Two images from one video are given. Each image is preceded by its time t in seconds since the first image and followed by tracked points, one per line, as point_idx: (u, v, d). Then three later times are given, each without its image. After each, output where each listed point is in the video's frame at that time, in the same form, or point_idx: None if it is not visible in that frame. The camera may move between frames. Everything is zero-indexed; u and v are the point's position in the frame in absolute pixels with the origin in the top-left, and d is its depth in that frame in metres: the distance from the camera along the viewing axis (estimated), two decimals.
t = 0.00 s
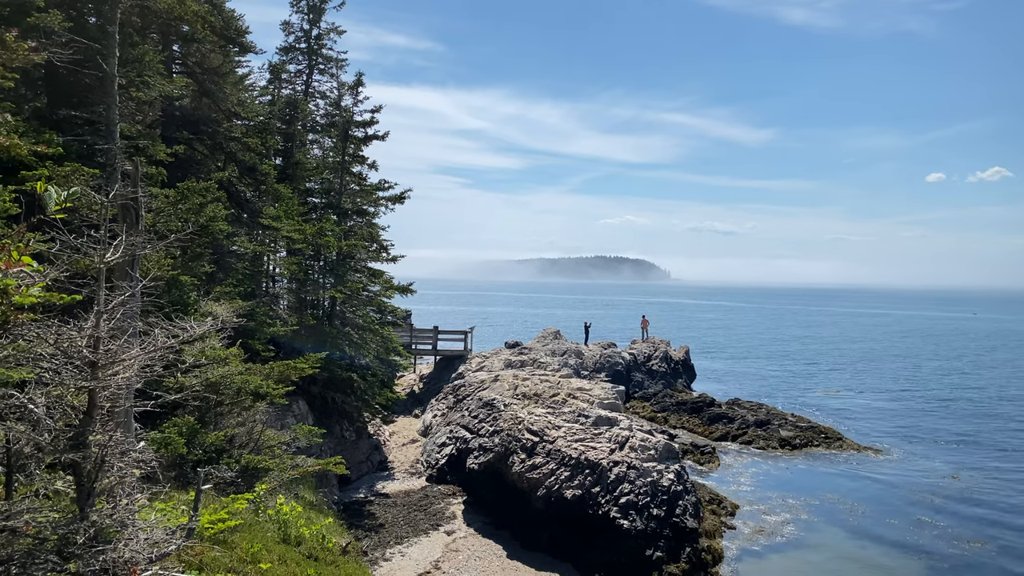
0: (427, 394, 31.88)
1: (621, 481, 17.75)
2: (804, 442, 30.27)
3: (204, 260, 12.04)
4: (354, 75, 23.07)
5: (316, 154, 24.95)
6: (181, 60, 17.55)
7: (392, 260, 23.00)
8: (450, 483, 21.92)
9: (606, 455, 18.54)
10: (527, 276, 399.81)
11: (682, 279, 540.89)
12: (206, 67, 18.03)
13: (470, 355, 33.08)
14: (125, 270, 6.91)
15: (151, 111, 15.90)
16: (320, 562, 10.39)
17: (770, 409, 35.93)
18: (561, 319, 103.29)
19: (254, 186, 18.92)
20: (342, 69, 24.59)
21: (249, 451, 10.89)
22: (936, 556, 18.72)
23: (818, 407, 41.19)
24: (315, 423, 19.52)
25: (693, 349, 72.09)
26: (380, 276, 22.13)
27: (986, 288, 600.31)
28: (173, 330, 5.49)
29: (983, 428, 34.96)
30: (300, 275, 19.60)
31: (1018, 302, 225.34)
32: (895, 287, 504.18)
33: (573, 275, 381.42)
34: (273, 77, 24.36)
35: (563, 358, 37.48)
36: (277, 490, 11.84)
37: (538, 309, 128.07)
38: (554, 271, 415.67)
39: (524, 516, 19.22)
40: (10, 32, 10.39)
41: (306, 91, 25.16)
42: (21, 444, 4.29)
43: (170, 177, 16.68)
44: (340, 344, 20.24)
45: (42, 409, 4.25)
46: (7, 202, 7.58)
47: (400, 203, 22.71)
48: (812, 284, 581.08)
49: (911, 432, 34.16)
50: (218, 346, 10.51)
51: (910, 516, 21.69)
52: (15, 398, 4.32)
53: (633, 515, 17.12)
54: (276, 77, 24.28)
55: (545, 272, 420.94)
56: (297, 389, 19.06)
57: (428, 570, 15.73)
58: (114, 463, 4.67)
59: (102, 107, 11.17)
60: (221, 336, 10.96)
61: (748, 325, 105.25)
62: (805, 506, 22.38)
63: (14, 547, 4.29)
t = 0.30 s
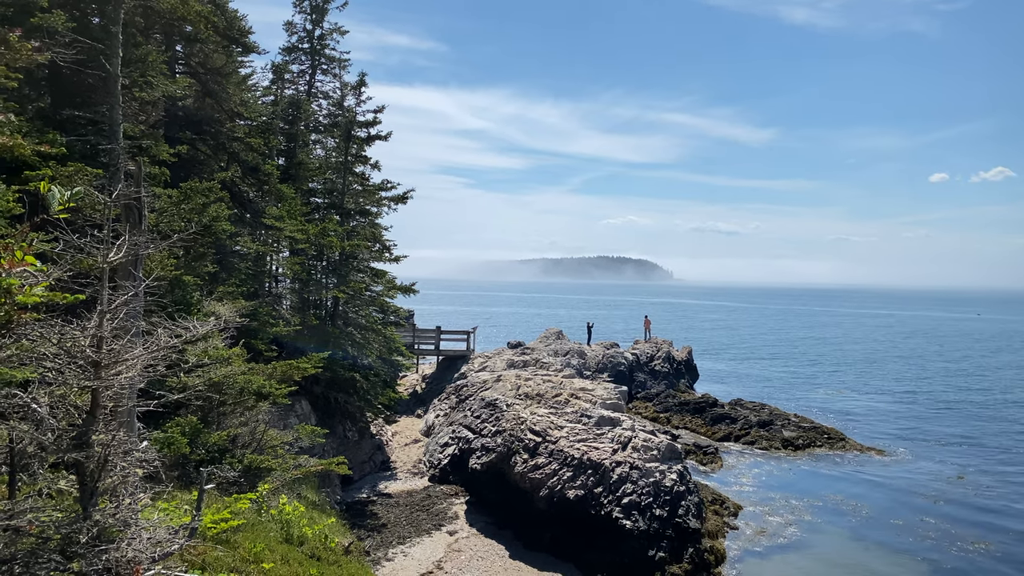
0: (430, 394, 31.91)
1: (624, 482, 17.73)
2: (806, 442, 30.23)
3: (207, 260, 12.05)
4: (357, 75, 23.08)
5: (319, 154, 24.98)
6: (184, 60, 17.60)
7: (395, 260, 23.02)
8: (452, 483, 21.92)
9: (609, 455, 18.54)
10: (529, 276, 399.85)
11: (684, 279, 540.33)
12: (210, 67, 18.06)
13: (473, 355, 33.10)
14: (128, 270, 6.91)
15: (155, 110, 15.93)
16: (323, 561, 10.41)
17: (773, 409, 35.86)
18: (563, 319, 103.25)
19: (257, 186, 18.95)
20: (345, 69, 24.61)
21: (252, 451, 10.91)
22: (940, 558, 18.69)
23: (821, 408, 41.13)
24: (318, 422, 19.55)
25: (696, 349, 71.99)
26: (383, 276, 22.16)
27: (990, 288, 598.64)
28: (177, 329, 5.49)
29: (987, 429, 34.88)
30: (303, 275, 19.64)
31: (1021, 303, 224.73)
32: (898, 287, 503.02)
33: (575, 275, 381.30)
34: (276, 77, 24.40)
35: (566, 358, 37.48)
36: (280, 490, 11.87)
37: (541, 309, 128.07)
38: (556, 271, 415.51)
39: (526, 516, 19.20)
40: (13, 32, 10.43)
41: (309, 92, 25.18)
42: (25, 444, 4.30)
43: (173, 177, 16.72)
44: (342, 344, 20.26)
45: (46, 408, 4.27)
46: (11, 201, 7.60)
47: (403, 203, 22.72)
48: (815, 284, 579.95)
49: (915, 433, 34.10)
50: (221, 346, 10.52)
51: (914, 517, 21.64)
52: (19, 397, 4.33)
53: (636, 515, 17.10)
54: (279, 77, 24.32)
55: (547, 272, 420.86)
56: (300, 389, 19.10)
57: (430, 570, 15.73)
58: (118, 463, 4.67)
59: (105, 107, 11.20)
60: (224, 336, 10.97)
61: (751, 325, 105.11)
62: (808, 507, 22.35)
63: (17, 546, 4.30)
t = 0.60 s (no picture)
0: (432, 395, 31.93)
1: (626, 482, 17.71)
2: (809, 442, 30.18)
3: (209, 260, 12.06)
4: (359, 76, 23.09)
5: (322, 154, 25.01)
6: (187, 61, 17.64)
7: (398, 260, 23.02)
8: (455, 483, 21.93)
9: (611, 456, 18.53)
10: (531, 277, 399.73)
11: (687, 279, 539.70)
12: (212, 67, 18.08)
13: (475, 356, 33.09)
14: (131, 270, 6.92)
15: (157, 111, 15.97)
16: (325, 561, 10.40)
17: (776, 409, 35.80)
18: (566, 319, 103.25)
19: (260, 187, 18.99)
20: (347, 69, 24.62)
21: (254, 451, 10.90)
22: (944, 559, 18.64)
23: (825, 408, 41.03)
24: (320, 423, 19.58)
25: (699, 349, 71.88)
26: (385, 276, 22.15)
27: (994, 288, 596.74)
28: (180, 330, 5.50)
29: (991, 430, 34.77)
30: (305, 275, 19.66)
31: None
32: (902, 287, 501.83)
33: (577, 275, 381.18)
34: (279, 77, 24.43)
35: (568, 359, 37.45)
36: (282, 490, 11.88)
37: (543, 309, 128.02)
38: (558, 271, 415.36)
39: (528, 516, 19.18)
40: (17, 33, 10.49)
41: (312, 92, 25.19)
42: (28, 444, 4.31)
43: (176, 178, 16.74)
44: (345, 345, 20.27)
45: (49, 409, 4.28)
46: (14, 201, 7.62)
47: (405, 203, 22.71)
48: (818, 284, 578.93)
49: (918, 433, 34.02)
50: (224, 346, 10.53)
51: (918, 518, 21.60)
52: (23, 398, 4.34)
53: (638, 516, 17.09)
54: (281, 77, 24.35)
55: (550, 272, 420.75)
56: (302, 389, 19.11)
57: (433, 571, 15.73)
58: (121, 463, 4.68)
59: (108, 108, 11.25)
60: (226, 336, 10.97)
61: (754, 325, 104.93)
62: (812, 508, 22.30)
63: (20, 546, 4.33)
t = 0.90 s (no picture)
0: (434, 394, 31.94)
1: (628, 482, 17.71)
2: (812, 442, 30.14)
3: (211, 260, 12.08)
4: (362, 76, 23.10)
5: (325, 154, 25.03)
6: (189, 61, 17.66)
7: (400, 260, 23.02)
8: (457, 483, 21.94)
9: (614, 455, 18.52)
10: (534, 276, 399.76)
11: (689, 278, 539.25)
12: (214, 67, 18.10)
13: (477, 355, 33.08)
14: (134, 270, 6.94)
15: (160, 111, 15.99)
16: (328, 560, 10.43)
17: (779, 409, 35.73)
18: (568, 319, 103.23)
19: (262, 187, 19.00)
20: (349, 69, 24.64)
21: (257, 450, 10.93)
22: (947, 559, 18.60)
23: (827, 408, 40.98)
24: (322, 422, 19.60)
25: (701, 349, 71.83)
26: (387, 275, 22.18)
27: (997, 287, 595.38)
28: (181, 329, 5.50)
29: (993, 430, 34.73)
30: (308, 274, 19.69)
31: None
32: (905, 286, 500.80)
33: (580, 275, 381.06)
34: (281, 77, 24.45)
35: (570, 358, 37.43)
36: (284, 490, 11.90)
37: (546, 309, 128.00)
38: (561, 271, 415.31)
39: (530, 516, 19.17)
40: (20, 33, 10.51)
41: (314, 92, 25.21)
42: (31, 443, 4.33)
43: (179, 178, 16.77)
44: (347, 344, 20.30)
45: (52, 408, 4.29)
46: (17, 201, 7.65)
47: (407, 203, 22.73)
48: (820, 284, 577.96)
49: (922, 433, 33.94)
50: (226, 345, 10.53)
51: (922, 518, 21.55)
52: (25, 397, 4.35)
53: (640, 515, 17.08)
54: (283, 77, 24.38)
55: (552, 272, 420.69)
56: (305, 389, 19.14)
57: (435, 570, 15.73)
58: (123, 462, 4.68)
59: (110, 107, 11.26)
60: (229, 335, 10.97)
61: (756, 325, 104.82)
62: (815, 509, 22.25)
63: (23, 545, 4.35)
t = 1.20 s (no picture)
0: (428, 394, 31.92)
1: (622, 481, 17.76)
2: (804, 442, 30.28)
3: (205, 260, 12.02)
4: (356, 75, 23.08)
5: (319, 154, 24.98)
6: (182, 60, 17.57)
7: (394, 260, 22.98)
8: (451, 483, 21.93)
9: (607, 455, 18.56)
10: (528, 276, 399.86)
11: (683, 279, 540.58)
12: (208, 67, 18.03)
13: (471, 355, 33.07)
14: (126, 269, 6.92)
15: (153, 111, 15.91)
16: (321, 560, 10.42)
17: (772, 409, 35.89)
18: (562, 319, 103.28)
19: (256, 186, 18.95)
20: (343, 69, 24.58)
21: (250, 450, 10.90)
22: (938, 559, 18.72)
23: (820, 408, 41.18)
24: (316, 422, 19.57)
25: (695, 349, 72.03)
26: (381, 275, 22.15)
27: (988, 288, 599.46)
28: (174, 329, 5.48)
29: (984, 430, 34.97)
30: (301, 275, 19.64)
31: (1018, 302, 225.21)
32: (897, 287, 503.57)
33: (574, 275, 381.41)
34: (275, 77, 24.35)
35: (564, 358, 37.44)
36: (278, 490, 11.89)
37: (540, 309, 128.04)
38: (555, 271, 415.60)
39: (524, 516, 19.18)
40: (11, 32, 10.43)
41: (308, 91, 25.14)
42: (23, 442, 4.31)
43: (172, 177, 16.70)
44: (341, 344, 20.27)
45: (44, 408, 4.28)
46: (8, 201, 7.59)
47: (402, 203, 22.70)
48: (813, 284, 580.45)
49: (913, 433, 34.17)
50: (220, 345, 10.50)
51: (914, 518, 21.70)
52: (17, 397, 4.33)
53: (634, 515, 17.13)
54: (277, 77, 24.28)
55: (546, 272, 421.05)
56: (298, 389, 19.10)
57: (429, 570, 15.73)
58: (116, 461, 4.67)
59: (103, 107, 11.21)
60: (223, 336, 10.94)
61: (750, 325, 105.15)
62: (809, 509, 22.33)
63: (15, 545, 4.33)
